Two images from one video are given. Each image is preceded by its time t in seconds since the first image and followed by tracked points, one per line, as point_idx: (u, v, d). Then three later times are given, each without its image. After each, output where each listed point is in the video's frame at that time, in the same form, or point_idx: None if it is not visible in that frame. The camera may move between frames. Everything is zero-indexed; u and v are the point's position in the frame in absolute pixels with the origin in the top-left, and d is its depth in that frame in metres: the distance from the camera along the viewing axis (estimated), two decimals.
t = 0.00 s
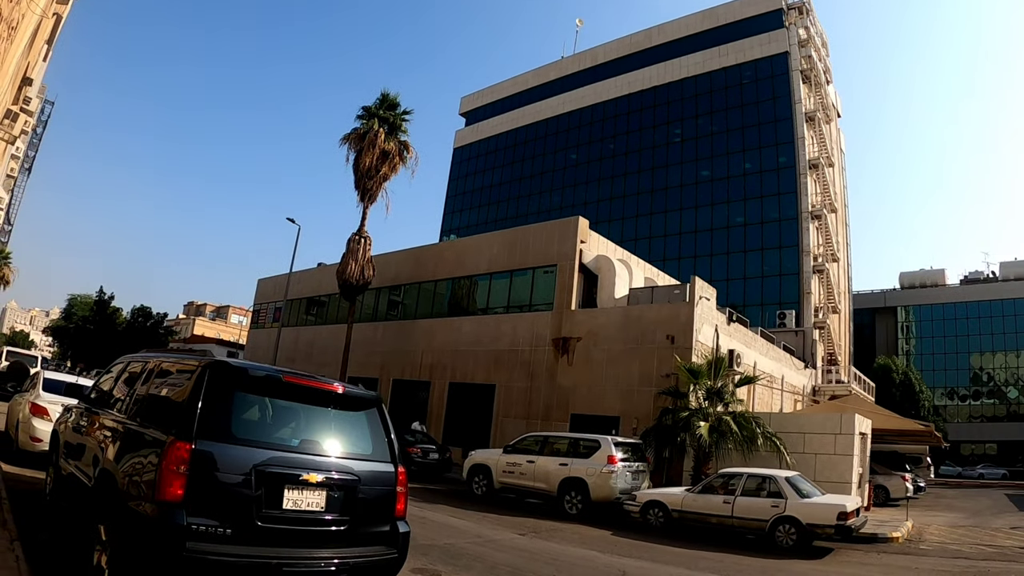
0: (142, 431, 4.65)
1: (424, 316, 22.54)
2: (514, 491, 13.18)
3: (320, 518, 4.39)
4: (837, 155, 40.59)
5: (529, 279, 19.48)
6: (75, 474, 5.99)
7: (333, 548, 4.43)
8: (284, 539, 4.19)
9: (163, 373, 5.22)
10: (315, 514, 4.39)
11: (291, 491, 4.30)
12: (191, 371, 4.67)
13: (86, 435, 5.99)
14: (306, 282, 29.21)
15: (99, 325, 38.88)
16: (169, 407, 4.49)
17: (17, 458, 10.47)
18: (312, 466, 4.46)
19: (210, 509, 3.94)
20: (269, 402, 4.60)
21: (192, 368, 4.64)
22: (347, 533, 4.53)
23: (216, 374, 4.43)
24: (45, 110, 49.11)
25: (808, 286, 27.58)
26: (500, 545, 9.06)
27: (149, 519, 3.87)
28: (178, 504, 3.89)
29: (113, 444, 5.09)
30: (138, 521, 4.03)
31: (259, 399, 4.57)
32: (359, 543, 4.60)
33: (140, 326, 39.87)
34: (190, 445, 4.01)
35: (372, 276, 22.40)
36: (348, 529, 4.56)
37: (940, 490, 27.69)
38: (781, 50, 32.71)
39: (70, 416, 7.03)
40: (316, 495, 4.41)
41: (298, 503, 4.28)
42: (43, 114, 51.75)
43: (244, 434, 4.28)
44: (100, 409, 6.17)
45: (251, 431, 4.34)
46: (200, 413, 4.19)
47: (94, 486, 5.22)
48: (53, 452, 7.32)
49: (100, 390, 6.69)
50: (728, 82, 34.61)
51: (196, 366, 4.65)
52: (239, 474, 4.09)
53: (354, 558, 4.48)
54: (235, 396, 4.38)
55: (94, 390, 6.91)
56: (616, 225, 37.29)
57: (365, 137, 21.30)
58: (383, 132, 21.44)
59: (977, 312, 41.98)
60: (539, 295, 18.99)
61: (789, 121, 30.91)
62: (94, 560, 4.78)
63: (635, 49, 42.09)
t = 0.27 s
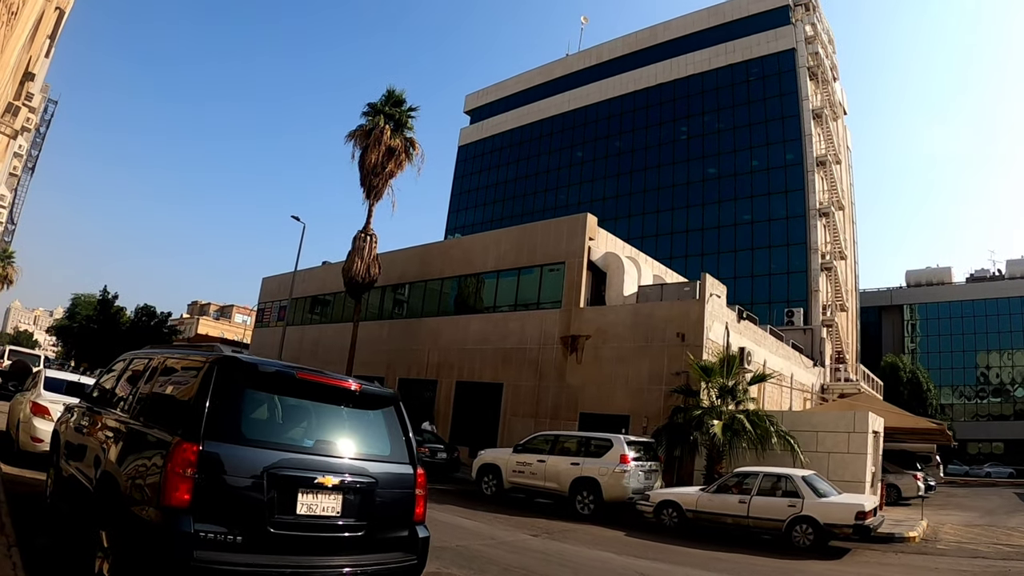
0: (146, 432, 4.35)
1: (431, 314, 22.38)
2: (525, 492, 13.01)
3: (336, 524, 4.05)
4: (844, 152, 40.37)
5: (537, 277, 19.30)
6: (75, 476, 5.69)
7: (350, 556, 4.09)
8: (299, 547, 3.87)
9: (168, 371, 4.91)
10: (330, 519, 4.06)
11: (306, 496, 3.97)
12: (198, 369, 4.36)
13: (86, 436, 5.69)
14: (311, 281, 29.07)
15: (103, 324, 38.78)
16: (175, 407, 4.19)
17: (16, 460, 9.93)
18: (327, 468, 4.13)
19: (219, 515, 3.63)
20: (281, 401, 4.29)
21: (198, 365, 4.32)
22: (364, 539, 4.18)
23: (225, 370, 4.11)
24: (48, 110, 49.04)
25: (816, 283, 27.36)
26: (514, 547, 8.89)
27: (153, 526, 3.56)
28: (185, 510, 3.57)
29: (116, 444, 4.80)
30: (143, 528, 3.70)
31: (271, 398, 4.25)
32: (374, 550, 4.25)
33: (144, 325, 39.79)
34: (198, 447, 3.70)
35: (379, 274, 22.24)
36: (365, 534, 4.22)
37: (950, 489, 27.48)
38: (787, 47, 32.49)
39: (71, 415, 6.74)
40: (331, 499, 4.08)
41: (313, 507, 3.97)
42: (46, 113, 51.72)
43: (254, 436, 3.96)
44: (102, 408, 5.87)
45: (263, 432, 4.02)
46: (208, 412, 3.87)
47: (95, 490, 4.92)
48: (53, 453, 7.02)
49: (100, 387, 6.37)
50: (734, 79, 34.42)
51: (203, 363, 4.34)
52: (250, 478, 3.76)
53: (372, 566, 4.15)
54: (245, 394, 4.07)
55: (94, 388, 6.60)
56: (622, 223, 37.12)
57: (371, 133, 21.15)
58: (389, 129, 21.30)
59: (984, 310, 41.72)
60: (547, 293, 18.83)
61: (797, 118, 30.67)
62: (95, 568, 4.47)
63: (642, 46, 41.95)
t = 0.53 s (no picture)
0: (159, 437, 4.06)
1: (439, 312, 22.26)
2: (538, 492, 12.87)
3: (362, 534, 3.76)
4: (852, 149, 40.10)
5: (546, 274, 19.14)
6: (83, 482, 5.45)
7: (377, 568, 3.80)
8: (323, 559, 3.56)
9: (180, 372, 4.63)
10: (356, 530, 3.76)
11: (330, 506, 3.66)
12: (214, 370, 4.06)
13: (95, 439, 5.44)
14: (318, 279, 28.94)
15: (109, 323, 38.73)
16: (189, 409, 3.88)
17: (22, 463, 9.63)
18: (352, 475, 3.82)
19: (238, 527, 3.33)
20: (303, 403, 3.94)
21: (213, 365, 4.00)
22: (391, 550, 3.87)
23: (243, 372, 3.76)
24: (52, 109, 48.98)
25: (825, 280, 27.14)
26: (532, 549, 8.76)
27: (168, 540, 3.27)
28: (203, 523, 3.26)
29: (128, 449, 4.53)
30: (157, 541, 3.41)
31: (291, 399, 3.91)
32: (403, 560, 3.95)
33: (150, 324, 39.74)
34: (216, 454, 3.38)
35: (386, 272, 22.10)
36: (392, 545, 3.91)
37: (960, 487, 27.27)
38: (795, 43, 32.25)
39: (78, 418, 6.49)
40: (356, 508, 3.77)
41: (337, 517, 3.66)
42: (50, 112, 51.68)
43: (275, 441, 3.63)
44: (111, 411, 5.63)
45: (283, 438, 3.69)
46: (226, 417, 3.55)
47: (105, 497, 4.68)
48: (59, 456, 6.79)
49: (108, 389, 6.12)
50: (741, 75, 34.19)
51: (218, 363, 4.01)
52: (272, 487, 3.46)
53: None
54: (264, 397, 3.73)
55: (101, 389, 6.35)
56: (628, 220, 36.94)
57: (378, 130, 21.02)
58: (397, 125, 21.16)
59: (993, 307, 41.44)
60: (556, 290, 18.67)
61: (805, 114, 30.45)
62: None
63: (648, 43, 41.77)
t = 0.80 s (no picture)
0: (177, 437, 3.64)
1: (448, 310, 22.11)
2: (552, 490, 12.75)
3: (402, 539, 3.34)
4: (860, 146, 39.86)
5: (557, 271, 18.98)
6: (95, 484, 5.09)
7: None
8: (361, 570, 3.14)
9: (195, 364, 4.24)
10: (393, 533, 3.34)
11: (365, 507, 3.23)
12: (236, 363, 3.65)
13: (108, 439, 5.08)
14: (325, 278, 28.86)
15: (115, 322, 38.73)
16: (211, 407, 3.47)
17: (30, 463, 9.24)
18: (387, 474, 3.39)
19: (269, 532, 2.91)
20: (335, 401, 3.52)
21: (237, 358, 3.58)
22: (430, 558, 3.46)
23: (273, 367, 3.34)
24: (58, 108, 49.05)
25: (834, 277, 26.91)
26: (551, 549, 8.60)
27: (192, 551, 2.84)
28: (233, 531, 2.84)
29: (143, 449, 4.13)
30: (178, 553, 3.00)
31: (320, 396, 3.48)
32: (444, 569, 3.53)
33: (155, 323, 39.75)
34: (245, 453, 2.98)
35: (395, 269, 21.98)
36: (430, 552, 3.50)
37: (971, 485, 27.10)
38: (803, 39, 32.00)
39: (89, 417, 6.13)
40: (392, 509, 3.34)
41: (374, 520, 3.24)
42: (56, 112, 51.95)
43: (307, 439, 3.22)
44: (123, 409, 5.25)
45: (316, 438, 3.27)
46: (255, 414, 3.13)
47: (120, 499, 4.30)
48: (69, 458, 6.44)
49: (120, 386, 5.75)
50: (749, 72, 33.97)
51: (243, 357, 3.60)
52: (306, 489, 3.04)
53: None
54: (295, 392, 3.31)
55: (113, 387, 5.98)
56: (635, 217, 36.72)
57: (386, 127, 20.92)
58: (405, 122, 21.05)
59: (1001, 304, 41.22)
60: (567, 287, 18.52)
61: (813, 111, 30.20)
62: None
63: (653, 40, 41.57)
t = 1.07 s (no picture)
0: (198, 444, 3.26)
1: (456, 308, 21.95)
2: (567, 490, 12.61)
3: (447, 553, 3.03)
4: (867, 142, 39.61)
5: (568, 268, 18.80)
6: (106, 493, 4.73)
7: None
8: None
9: (212, 365, 3.87)
10: (440, 546, 3.02)
11: (410, 520, 2.90)
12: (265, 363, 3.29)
13: (118, 446, 4.72)
14: (331, 277, 28.69)
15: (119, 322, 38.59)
16: (237, 414, 3.11)
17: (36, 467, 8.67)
18: (432, 483, 3.06)
19: (310, 551, 2.59)
20: (377, 406, 3.14)
21: (265, 359, 3.22)
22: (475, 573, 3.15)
23: (312, 370, 2.99)
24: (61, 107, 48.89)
25: (843, 274, 26.68)
26: (572, 551, 8.44)
27: (225, 575, 2.51)
28: (272, 552, 2.52)
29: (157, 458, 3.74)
30: None
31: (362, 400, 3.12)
32: None
33: (160, 322, 39.66)
34: (283, 465, 2.64)
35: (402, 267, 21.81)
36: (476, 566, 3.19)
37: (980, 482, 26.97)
38: (810, 35, 31.73)
39: (98, 422, 5.77)
40: (438, 520, 3.02)
41: (420, 534, 2.92)
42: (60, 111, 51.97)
43: (348, 448, 2.88)
44: (134, 414, 4.86)
45: (358, 446, 2.93)
46: (294, 420, 2.78)
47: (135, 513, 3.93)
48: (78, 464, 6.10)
49: (130, 389, 5.39)
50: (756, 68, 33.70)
51: (272, 357, 3.23)
52: (349, 502, 2.71)
53: None
54: (335, 396, 2.96)
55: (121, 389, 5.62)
56: (641, 214, 36.50)
57: (393, 124, 20.77)
58: (412, 119, 20.90)
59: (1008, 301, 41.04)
60: (577, 285, 18.37)
61: (820, 107, 29.92)
62: None
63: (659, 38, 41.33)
